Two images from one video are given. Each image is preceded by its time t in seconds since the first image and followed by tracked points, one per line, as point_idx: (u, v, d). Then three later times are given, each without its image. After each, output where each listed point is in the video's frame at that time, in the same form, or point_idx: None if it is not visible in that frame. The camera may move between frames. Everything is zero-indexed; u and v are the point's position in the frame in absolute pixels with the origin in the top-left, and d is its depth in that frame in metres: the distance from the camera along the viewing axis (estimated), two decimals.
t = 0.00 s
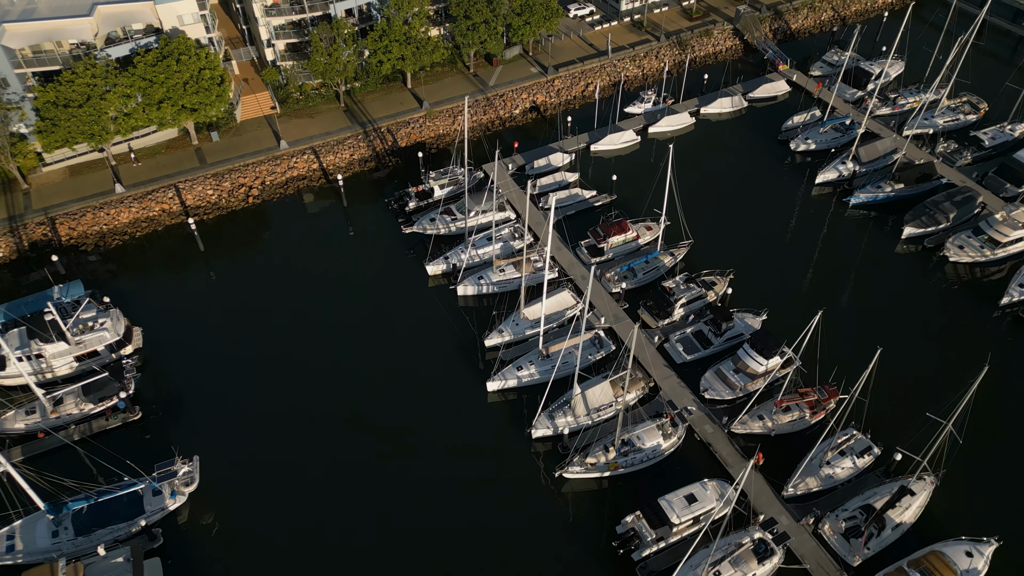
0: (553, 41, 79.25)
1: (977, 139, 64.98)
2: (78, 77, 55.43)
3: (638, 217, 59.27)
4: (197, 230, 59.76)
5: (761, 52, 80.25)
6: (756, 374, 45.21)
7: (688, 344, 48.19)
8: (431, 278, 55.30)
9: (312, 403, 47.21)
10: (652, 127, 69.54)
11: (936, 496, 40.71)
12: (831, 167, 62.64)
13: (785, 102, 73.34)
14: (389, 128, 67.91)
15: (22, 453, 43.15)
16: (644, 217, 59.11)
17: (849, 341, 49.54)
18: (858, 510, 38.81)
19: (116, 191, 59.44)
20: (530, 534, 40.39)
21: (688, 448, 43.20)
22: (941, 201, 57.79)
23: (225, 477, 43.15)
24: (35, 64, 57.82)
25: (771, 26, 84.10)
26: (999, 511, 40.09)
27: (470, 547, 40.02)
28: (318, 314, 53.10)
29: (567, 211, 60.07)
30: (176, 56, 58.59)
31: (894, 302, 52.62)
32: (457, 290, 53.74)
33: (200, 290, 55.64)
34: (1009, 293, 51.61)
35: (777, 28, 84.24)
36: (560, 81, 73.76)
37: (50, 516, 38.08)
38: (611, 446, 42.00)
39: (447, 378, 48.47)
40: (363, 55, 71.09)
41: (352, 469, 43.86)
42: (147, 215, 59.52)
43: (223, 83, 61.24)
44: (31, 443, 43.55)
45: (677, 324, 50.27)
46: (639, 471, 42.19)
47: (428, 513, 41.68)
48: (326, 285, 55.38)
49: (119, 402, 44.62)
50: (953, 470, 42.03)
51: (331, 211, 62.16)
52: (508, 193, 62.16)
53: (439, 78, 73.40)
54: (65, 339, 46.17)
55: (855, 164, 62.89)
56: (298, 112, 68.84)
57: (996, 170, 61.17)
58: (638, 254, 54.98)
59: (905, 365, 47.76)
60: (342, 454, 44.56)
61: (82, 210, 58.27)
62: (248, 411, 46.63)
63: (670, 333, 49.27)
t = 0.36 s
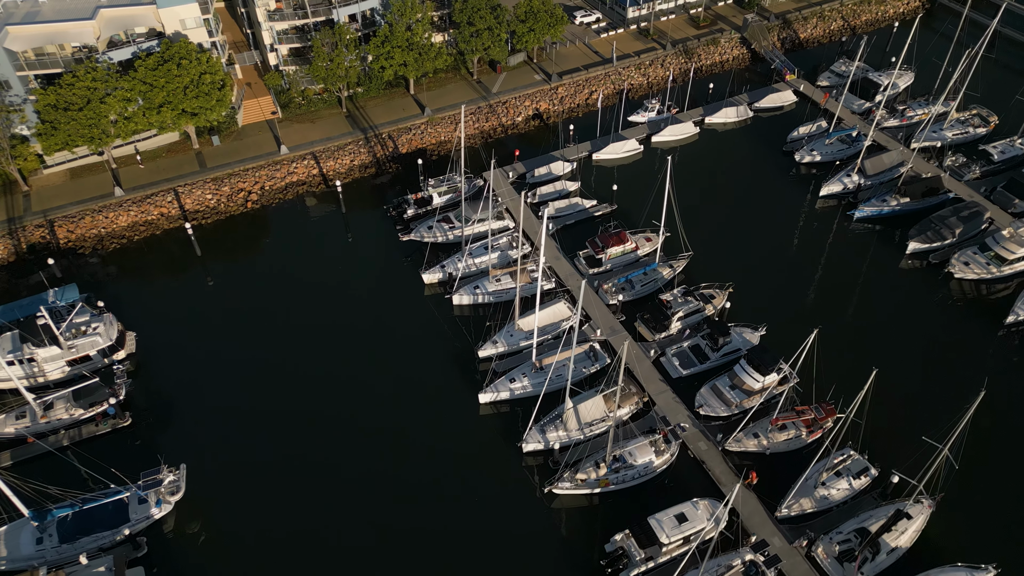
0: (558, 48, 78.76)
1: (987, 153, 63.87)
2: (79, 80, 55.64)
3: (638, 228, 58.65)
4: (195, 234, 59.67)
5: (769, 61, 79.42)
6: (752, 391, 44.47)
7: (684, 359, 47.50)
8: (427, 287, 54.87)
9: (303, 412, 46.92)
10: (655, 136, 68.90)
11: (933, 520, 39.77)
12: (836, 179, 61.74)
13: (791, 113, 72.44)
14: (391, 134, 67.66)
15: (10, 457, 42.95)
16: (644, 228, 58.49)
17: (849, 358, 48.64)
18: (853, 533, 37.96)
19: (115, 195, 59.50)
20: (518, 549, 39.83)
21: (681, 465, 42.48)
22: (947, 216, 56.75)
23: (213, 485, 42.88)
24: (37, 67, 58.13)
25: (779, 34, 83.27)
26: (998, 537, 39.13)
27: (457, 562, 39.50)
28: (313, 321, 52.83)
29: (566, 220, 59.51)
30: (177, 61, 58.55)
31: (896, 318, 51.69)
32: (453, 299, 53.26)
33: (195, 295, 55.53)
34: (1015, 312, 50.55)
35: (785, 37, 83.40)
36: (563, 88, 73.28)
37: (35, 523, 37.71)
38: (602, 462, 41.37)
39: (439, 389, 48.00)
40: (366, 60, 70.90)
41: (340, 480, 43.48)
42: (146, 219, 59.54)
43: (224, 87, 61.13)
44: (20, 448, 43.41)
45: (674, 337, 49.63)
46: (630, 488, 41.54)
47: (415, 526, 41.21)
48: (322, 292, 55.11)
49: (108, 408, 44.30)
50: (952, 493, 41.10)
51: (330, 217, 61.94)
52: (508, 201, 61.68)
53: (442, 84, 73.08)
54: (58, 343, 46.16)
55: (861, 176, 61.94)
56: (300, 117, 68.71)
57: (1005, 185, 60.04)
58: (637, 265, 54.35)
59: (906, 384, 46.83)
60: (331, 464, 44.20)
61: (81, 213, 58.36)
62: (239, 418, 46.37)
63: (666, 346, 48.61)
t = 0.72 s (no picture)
0: (563, 55, 78.31)
1: (995, 166, 62.81)
2: (79, 83, 55.95)
3: (636, 238, 58.09)
4: (193, 237, 59.60)
5: (775, 70, 78.62)
6: (747, 407, 43.77)
7: (679, 372, 46.84)
8: (422, 294, 54.50)
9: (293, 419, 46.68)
10: (658, 145, 68.31)
11: (929, 543, 38.90)
12: (840, 192, 60.93)
13: (797, 123, 71.59)
14: (392, 139, 67.47)
15: None
16: (642, 238, 57.91)
17: (848, 375, 47.83)
18: (846, 555, 37.17)
19: (114, 197, 59.60)
20: (505, 564, 39.31)
21: (672, 481, 41.80)
22: (952, 231, 55.79)
23: (201, 491, 42.69)
24: (39, 68, 58.59)
25: (787, 43, 82.49)
26: (995, 562, 38.24)
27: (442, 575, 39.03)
28: (307, 327, 52.60)
29: (565, 229, 59.02)
30: (178, 64, 58.70)
31: (897, 334, 50.81)
32: (448, 307, 52.85)
33: (191, 298, 55.46)
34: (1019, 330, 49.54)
35: (793, 46, 82.58)
36: (567, 96, 72.85)
37: (19, 527, 38.05)
38: (592, 476, 40.81)
39: (431, 398, 47.56)
40: (369, 65, 70.74)
41: (328, 489, 43.13)
42: (144, 222, 59.57)
43: (225, 91, 61.11)
44: (9, 451, 43.50)
45: (670, 350, 49.00)
46: (621, 503, 40.94)
47: (401, 538, 40.78)
48: (317, 298, 54.90)
49: (98, 412, 44.52)
50: (949, 516, 40.24)
51: (328, 222, 61.72)
52: (507, 208, 61.29)
53: (444, 90, 72.82)
54: (50, 346, 46.23)
55: (865, 189, 61.07)
56: (302, 121, 68.65)
57: (1013, 200, 58.94)
58: (634, 276, 53.78)
59: (905, 402, 46.01)
60: (319, 472, 43.88)
61: (80, 215, 58.47)
62: (229, 424, 46.19)
63: (661, 359, 47.99)
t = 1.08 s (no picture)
0: (567, 61, 77.92)
1: (1002, 180, 61.83)
2: (80, 85, 56.24)
3: (634, 247, 57.56)
4: (191, 240, 59.63)
5: (781, 79, 77.85)
6: (741, 422, 43.06)
7: (673, 385, 46.19)
8: (417, 301, 54.20)
9: (284, 425, 46.49)
10: (660, 153, 67.74)
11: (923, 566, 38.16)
12: (843, 204, 60.12)
13: (802, 132, 70.79)
14: (393, 144, 67.28)
15: None
16: (641, 248, 57.37)
17: (845, 391, 47.03)
18: None
19: (114, 199, 59.76)
20: None
21: (663, 496, 41.19)
22: (957, 245, 54.87)
23: (188, 496, 42.57)
24: (42, 69, 58.89)
25: (794, 52, 81.75)
26: None
27: None
28: (301, 333, 52.47)
29: (563, 236, 58.55)
30: (179, 67, 59.00)
31: (897, 350, 50.02)
32: (442, 314, 52.49)
33: (187, 301, 55.48)
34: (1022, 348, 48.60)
35: (800, 54, 81.83)
36: (569, 102, 72.48)
37: (5, 530, 38.22)
38: (581, 490, 40.19)
39: (422, 406, 47.22)
40: (371, 69, 70.69)
41: (315, 497, 42.86)
42: (143, 224, 59.68)
43: (226, 94, 61.18)
44: None
45: (664, 362, 48.38)
46: (609, 518, 40.34)
47: (387, 548, 40.41)
48: (312, 303, 54.75)
49: (89, 415, 44.59)
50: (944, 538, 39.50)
51: (326, 227, 61.57)
52: (506, 215, 60.99)
53: (447, 95, 72.62)
54: (43, 348, 46.18)
55: (869, 201, 60.25)
56: (303, 125, 68.59)
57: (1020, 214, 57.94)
58: (631, 286, 53.24)
59: (903, 420, 45.19)
60: (308, 480, 43.65)
61: (79, 216, 58.65)
62: (219, 429, 46.08)
63: (656, 371, 47.39)
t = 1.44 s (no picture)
0: (571, 66, 77.51)
1: (1009, 193, 60.88)
2: (81, 86, 56.48)
3: (632, 256, 57.10)
4: (189, 242, 59.73)
5: (787, 87, 77.09)
6: (734, 436, 42.44)
7: (667, 397, 45.66)
8: (412, 306, 53.95)
9: (274, 430, 46.31)
10: (661, 160, 67.23)
11: None
12: (845, 214, 59.40)
13: (807, 141, 69.98)
14: (393, 148, 67.15)
15: None
16: (639, 257, 56.91)
17: (842, 406, 46.34)
18: None
19: (113, 200, 59.94)
20: None
21: (652, 510, 40.62)
22: (960, 258, 54.00)
23: (176, 500, 42.49)
24: (44, 70, 59.25)
25: (801, 60, 80.99)
26: None
27: None
28: (295, 337, 52.33)
29: (561, 244, 58.16)
30: (180, 69, 59.09)
31: (896, 365, 49.30)
32: (436, 321, 52.18)
33: (183, 302, 55.52)
34: None
35: (807, 62, 81.06)
36: (572, 108, 72.09)
37: None
38: (568, 502, 39.72)
39: (413, 413, 46.92)
40: (373, 73, 70.61)
41: (302, 503, 42.67)
42: (141, 225, 59.83)
43: (226, 96, 61.30)
44: None
45: (658, 373, 47.88)
46: (597, 531, 39.83)
47: (372, 557, 40.11)
48: (307, 307, 54.62)
49: (80, 416, 44.83)
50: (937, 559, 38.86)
51: (324, 230, 61.43)
52: (504, 221, 60.73)
53: (449, 100, 72.42)
54: (36, 348, 46.47)
55: (872, 212, 59.47)
56: (304, 127, 68.56)
57: None
58: (627, 295, 52.78)
59: (900, 437, 44.45)
60: (295, 486, 43.43)
61: (79, 217, 58.87)
62: (208, 433, 46.01)
63: (649, 382, 46.85)
